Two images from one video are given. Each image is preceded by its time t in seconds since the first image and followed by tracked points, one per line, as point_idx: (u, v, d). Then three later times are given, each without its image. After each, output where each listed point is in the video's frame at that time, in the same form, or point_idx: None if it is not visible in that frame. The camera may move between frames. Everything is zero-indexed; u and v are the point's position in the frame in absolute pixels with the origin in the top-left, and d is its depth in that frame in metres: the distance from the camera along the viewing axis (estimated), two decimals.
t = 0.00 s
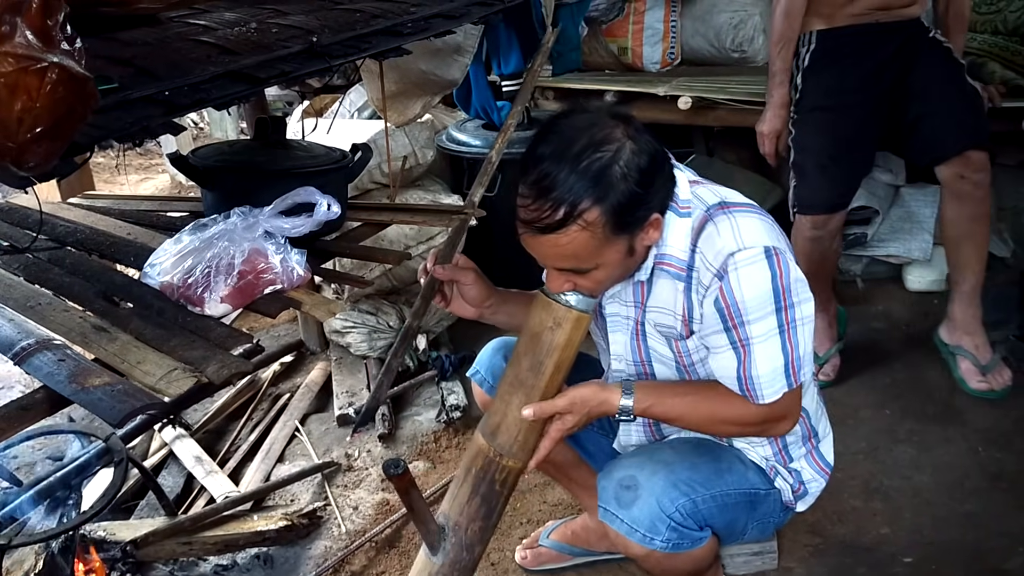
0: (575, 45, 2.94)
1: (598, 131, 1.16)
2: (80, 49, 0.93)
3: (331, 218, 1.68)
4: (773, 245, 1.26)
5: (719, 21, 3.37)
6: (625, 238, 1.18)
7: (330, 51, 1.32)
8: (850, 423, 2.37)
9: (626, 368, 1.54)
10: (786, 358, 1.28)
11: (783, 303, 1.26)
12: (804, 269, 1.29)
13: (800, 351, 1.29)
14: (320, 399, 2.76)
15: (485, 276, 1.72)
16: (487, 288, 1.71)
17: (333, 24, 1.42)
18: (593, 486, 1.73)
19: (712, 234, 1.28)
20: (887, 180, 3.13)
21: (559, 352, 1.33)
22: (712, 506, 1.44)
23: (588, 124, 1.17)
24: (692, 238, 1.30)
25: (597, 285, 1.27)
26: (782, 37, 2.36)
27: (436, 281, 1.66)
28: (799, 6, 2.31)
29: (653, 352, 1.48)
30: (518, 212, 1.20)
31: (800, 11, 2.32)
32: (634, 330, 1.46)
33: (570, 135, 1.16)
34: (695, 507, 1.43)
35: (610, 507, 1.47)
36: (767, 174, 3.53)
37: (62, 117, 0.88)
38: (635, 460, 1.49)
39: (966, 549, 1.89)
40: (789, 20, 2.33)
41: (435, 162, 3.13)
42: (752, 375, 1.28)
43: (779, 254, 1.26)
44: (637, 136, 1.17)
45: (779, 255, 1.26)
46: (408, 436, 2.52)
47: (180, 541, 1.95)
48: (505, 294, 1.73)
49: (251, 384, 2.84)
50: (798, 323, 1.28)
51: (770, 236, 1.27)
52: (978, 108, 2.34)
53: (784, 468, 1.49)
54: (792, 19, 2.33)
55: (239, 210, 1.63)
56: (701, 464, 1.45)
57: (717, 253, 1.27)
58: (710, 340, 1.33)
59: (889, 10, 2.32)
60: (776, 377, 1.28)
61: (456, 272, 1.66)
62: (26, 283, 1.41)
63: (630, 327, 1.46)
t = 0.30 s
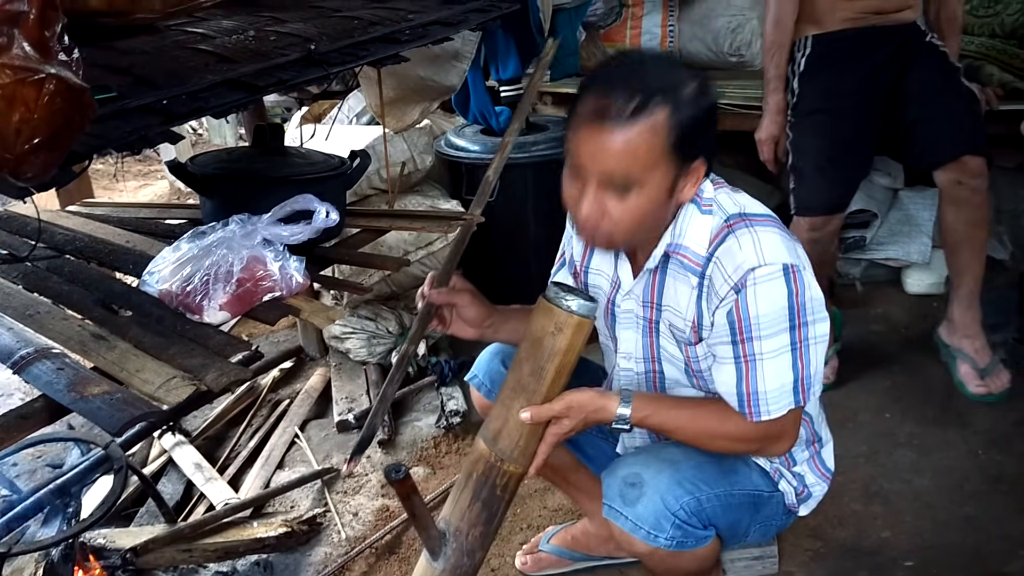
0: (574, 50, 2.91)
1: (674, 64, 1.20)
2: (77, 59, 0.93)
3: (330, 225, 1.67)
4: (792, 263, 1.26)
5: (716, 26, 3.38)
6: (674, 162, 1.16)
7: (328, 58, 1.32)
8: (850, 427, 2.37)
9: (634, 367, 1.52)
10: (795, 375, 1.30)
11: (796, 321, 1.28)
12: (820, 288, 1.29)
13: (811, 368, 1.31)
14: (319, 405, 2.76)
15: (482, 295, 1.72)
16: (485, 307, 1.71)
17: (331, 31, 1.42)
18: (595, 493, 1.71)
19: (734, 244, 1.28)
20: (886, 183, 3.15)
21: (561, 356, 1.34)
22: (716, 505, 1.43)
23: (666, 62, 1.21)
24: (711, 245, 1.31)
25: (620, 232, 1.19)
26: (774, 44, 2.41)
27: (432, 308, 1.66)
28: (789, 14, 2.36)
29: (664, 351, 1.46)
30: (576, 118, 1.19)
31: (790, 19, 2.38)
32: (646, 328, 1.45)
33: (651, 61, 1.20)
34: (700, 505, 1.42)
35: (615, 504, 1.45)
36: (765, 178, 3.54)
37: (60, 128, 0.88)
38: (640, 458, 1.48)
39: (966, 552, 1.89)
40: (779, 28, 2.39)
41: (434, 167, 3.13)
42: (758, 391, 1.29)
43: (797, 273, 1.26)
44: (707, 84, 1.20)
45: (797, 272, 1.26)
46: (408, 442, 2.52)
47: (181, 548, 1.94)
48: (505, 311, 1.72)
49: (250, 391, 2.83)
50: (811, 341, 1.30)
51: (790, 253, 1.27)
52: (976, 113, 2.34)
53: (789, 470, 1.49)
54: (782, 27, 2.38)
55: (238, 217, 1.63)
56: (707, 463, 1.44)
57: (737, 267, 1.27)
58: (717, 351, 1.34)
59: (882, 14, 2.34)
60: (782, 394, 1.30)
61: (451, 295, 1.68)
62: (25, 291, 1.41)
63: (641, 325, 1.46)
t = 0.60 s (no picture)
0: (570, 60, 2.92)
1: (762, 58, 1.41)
2: (74, 76, 0.94)
3: (326, 238, 1.67)
4: (799, 271, 1.29)
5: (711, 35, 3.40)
6: (736, 107, 1.31)
7: (324, 72, 1.33)
8: (848, 434, 2.37)
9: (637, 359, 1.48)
10: (806, 383, 1.30)
11: (805, 328, 1.29)
12: (826, 296, 1.31)
13: (820, 376, 1.31)
14: (318, 417, 2.75)
15: (472, 315, 1.75)
16: (476, 326, 1.73)
17: (326, 45, 1.43)
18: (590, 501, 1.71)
19: (740, 252, 1.32)
20: (881, 191, 3.17)
21: (557, 366, 1.34)
22: (706, 511, 1.42)
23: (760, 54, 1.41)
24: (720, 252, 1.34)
25: (661, 141, 1.28)
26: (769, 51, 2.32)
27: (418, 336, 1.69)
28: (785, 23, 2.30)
29: (666, 348, 1.45)
30: (672, 41, 1.34)
31: (782, 27, 2.30)
32: (651, 319, 1.44)
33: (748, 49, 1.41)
34: (689, 511, 1.41)
35: (604, 509, 1.44)
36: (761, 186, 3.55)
37: (57, 145, 0.88)
38: (631, 462, 1.47)
39: (966, 559, 1.89)
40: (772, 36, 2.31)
41: (431, 178, 3.14)
42: (769, 397, 1.30)
43: (803, 281, 1.29)
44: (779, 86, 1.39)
45: (803, 281, 1.28)
46: (406, 453, 2.52)
47: (180, 560, 1.94)
48: (497, 330, 1.73)
49: (247, 402, 2.83)
50: (817, 348, 1.31)
51: (795, 262, 1.30)
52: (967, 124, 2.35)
53: (786, 478, 1.50)
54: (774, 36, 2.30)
55: (234, 230, 1.64)
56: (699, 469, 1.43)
57: (744, 276, 1.30)
58: (724, 359, 1.34)
59: (874, 23, 2.34)
60: (794, 400, 1.30)
61: (440, 316, 1.72)
62: (23, 305, 1.41)
63: (648, 315, 1.44)
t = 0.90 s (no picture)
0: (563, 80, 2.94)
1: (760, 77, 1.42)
2: (69, 108, 0.95)
3: (321, 263, 1.69)
4: (796, 286, 1.30)
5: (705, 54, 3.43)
6: (733, 121, 1.32)
7: (318, 98, 1.34)
8: (845, 451, 2.37)
9: (636, 373, 1.47)
10: (804, 397, 1.31)
11: (802, 341, 1.30)
12: (824, 311, 1.32)
13: (817, 390, 1.32)
14: (314, 438, 2.75)
15: (471, 333, 1.75)
16: (475, 343, 1.73)
17: (320, 71, 1.44)
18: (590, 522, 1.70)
19: (738, 266, 1.32)
20: (876, 208, 3.14)
21: (556, 387, 1.34)
22: (704, 529, 1.42)
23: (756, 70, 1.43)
24: (719, 265, 1.35)
25: (658, 154, 1.29)
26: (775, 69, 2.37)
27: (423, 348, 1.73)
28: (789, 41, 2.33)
29: (665, 362, 1.44)
30: (668, 56, 1.36)
31: (790, 44, 2.34)
32: (651, 334, 1.44)
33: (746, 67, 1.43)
34: (686, 528, 1.41)
35: (602, 525, 1.43)
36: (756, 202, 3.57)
37: (50, 179, 0.89)
38: (628, 478, 1.46)
39: None
40: (779, 52, 2.35)
41: (426, 198, 3.15)
42: (768, 410, 1.30)
43: (800, 296, 1.30)
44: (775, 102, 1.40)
45: (801, 295, 1.29)
46: (403, 474, 2.51)
47: None
48: (497, 347, 1.74)
49: (244, 424, 2.83)
50: (815, 362, 1.31)
51: (793, 276, 1.30)
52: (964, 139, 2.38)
53: (784, 496, 1.50)
54: (782, 50, 2.34)
55: (230, 255, 1.64)
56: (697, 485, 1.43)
57: (742, 289, 1.30)
58: (722, 372, 1.34)
59: (877, 41, 2.37)
60: (793, 413, 1.30)
61: (439, 334, 1.71)
62: (20, 332, 1.42)
63: (648, 328, 1.44)
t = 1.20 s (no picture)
0: (542, 101, 2.94)
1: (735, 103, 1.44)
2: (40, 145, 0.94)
3: (298, 291, 1.70)
4: (771, 309, 1.31)
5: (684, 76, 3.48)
6: (705, 145, 1.33)
7: (294, 127, 1.35)
8: (828, 469, 2.39)
9: (617, 397, 1.48)
10: (782, 419, 1.31)
11: (779, 364, 1.31)
12: (799, 333, 1.33)
13: (795, 413, 1.33)
14: (298, 463, 2.74)
15: (453, 357, 1.75)
16: (456, 367, 1.73)
17: (296, 100, 1.46)
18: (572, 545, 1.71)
19: (713, 291, 1.33)
20: (853, 226, 3.24)
21: (536, 411, 1.35)
22: (686, 552, 1.41)
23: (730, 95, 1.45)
24: (696, 290, 1.36)
25: (632, 180, 1.31)
26: (762, 80, 2.34)
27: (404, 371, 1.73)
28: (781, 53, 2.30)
29: (645, 386, 1.45)
30: (641, 82, 1.38)
31: (782, 56, 2.30)
32: (631, 358, 1.45)
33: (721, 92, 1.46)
34: (669, 551, 1.40)
35: (584, 549, 1.43)
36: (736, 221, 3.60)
37: (22, 216, 0.89)
38: (610, 501, 1.46)
39: None
40: (770, 64, 2.31)
41: (408, 221, 3.16)
42: (747, 433, 1.31)
43: (776, 319, 1.31)
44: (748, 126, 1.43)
45: (776, 319, 1.31)
46: (387, 499, 2.50)
47: None
48: (478, 371, 1.74)
49: (227, 450, 2.81)
50: (791, 385, 1.33)
51: (768, 300, 1.32)
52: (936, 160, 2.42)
53: (766, 516, 1.51)
54: (773, 63, 2.30)
55: (208, 283, 1.64)
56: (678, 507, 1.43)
57: (718, 314, 1.31)
58: (701, 396, 1.35)
59: (862, 62, 2.38)
60: (771, 436, 1.31)
61: (420, 358, 1.71)
62: None
63: (629, 352, 1.45)
